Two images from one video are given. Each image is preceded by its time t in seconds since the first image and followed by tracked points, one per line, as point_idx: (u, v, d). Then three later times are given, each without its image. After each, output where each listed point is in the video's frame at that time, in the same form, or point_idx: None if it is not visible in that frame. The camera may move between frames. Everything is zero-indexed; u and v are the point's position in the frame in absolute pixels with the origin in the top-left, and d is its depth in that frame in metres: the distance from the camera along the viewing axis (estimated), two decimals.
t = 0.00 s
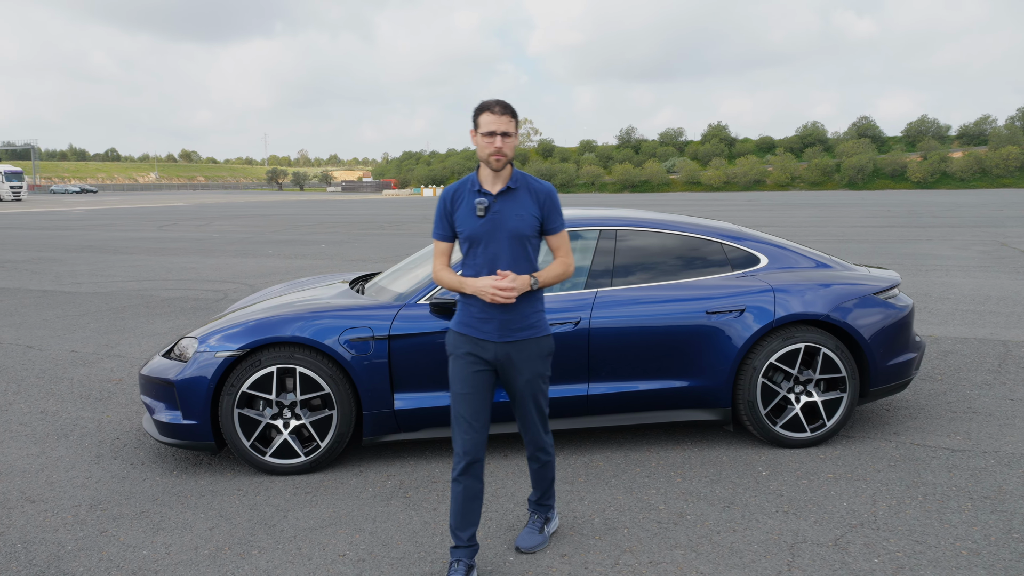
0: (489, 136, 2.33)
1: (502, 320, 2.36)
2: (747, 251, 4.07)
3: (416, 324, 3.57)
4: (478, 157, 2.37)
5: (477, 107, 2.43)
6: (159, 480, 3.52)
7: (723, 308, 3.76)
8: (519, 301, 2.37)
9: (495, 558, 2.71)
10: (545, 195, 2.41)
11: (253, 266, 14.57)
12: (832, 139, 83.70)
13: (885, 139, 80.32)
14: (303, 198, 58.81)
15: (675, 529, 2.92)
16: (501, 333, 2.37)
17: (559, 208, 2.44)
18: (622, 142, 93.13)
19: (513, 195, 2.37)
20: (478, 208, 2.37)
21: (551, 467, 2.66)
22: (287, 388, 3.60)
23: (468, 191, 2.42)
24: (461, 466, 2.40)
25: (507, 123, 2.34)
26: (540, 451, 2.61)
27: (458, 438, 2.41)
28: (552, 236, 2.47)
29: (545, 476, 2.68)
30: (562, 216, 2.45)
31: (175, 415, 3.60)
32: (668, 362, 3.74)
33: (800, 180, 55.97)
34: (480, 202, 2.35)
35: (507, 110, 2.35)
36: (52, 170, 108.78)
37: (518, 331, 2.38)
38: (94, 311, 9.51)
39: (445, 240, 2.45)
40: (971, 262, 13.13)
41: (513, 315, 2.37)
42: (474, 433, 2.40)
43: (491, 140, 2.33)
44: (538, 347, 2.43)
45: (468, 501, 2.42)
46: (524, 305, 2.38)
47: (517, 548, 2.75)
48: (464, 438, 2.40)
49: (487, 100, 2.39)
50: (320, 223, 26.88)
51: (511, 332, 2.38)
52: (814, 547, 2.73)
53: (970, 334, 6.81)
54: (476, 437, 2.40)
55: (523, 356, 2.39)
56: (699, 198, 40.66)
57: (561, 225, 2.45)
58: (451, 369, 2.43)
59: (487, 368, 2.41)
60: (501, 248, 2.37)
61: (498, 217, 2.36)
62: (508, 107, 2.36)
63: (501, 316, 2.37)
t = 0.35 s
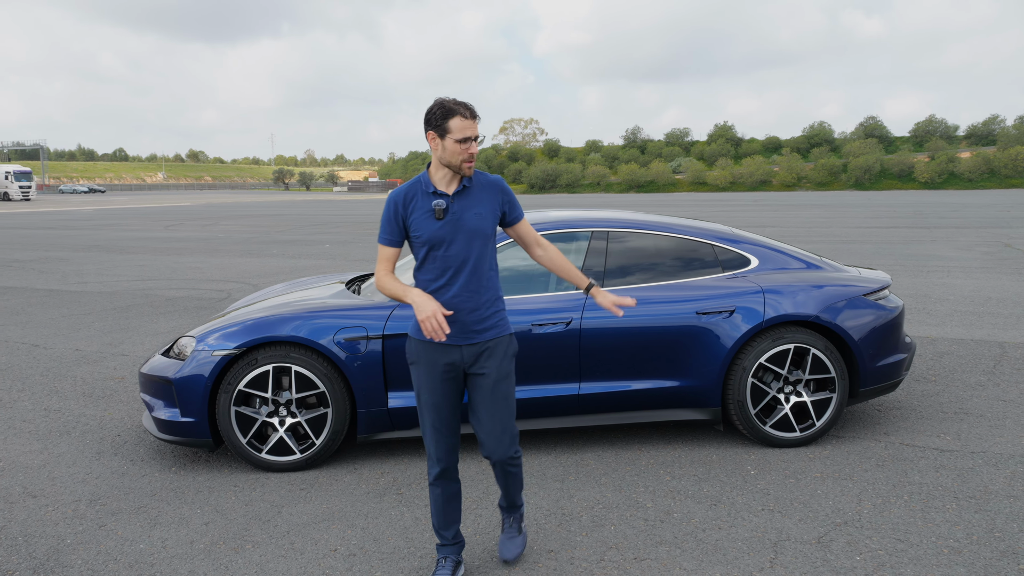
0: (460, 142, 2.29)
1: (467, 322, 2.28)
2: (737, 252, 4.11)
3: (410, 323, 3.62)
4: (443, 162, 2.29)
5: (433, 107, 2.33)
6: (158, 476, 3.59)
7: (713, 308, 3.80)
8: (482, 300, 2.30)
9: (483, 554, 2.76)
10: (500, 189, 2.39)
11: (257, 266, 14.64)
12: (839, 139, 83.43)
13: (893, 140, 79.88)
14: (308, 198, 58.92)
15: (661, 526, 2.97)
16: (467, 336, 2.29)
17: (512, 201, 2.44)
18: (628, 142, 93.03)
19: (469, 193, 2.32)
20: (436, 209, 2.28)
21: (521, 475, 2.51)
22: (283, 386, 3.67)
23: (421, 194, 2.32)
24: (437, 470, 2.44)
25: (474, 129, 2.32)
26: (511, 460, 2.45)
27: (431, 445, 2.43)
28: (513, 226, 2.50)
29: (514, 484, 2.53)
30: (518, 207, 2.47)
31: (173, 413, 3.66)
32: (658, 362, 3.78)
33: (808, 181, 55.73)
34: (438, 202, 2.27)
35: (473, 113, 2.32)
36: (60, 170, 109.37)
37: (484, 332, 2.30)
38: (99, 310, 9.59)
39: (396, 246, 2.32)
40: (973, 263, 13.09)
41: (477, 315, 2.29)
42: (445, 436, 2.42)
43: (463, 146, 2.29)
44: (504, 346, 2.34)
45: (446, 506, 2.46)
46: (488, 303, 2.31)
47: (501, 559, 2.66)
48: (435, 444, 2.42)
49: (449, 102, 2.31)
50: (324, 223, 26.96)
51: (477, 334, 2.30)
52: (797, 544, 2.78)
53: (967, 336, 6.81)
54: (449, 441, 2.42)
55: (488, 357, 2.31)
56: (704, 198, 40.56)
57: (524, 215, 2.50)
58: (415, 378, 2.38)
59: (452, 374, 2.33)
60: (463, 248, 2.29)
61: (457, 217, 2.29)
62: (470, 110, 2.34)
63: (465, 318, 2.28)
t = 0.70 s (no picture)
0: (434, 139, 2.30)
1: (457, 328, 2.31)
2: (736, 252, 4.13)
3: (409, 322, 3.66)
4: (419, 159, 2.33)
5: (419, 108, 2.40)
6: (162, 472, 3.65)
7: (711, 308, 3.83)
8: (473, 305, 2.35)
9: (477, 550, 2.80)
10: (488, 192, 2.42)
11: (268, 265, 14.75)
12: (853, 138, 82.80)
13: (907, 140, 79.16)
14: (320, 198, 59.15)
15: (656, 523, 3.00)
16: (458, 343, 2.31)
17: (499, 204, 2.49)
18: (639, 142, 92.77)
19: (459, 196, 2.35)
20: (427, 214, 2.30)
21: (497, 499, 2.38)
22: (285, 384, 3.72)
23: (410, 197, 2.32)
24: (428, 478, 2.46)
25: (453, 126, 2.33)
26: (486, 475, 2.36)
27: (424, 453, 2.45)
28: (503, 222, 2.57)
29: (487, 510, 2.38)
30: (506, 205, 2.53)
31: (177, 409, 3.72)
32: (656, 362, 3.80)
33: (822, 181, 55.32)
34: (430, 208, 2.29)
35: (453, 113, 2.33)
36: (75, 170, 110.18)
37: (474, 337, 2.34)
38: (110, 309, 9.70)
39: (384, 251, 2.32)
40: (984, 264, 12.99)
41: (469, 320, 2.33)
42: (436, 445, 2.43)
43: (437, 143, 2.30)
44: (494, 351, 2.38)
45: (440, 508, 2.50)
46: (478, 308, 2.36)
47: None
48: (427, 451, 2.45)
49: (431, 101, 2.37)
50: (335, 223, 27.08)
51: (468, 339, 2.33)
52: (790, 542, 2.80)
53: (974, 336, 6.77)
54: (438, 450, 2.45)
55: (477, 361, 2.34)
56: (716, 198, 40.38)
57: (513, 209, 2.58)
58: (405, 386, 2.41)
59: (440, 381, 2.35)
60: (454, 252, 2.32)
61: (448, 221, 2.31)
62: (453, 110, 2.35)
63: (456, 324, 2.31)
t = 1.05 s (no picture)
0: (436, 132, 2.29)
1: (451, 334, 2.31)
2: (732, 252, 4.16)
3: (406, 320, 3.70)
4: (422, 154, 2.32)
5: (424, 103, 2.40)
6: (164, 468, 3.72)
7: (706, 307, 3.86)
8: (469, 310, 2.33)
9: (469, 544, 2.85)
10: (492, 193, 2.38)
11: (275, 264, 14.84)
12: (864, 138, 82.27)
13: (919, 140, 78.54)
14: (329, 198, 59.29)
15: (648, 519, 3.03)
16: (451, 350, 2.32)
17: (504, 207, 2.44)
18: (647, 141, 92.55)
19: (460, 195, 2.31)
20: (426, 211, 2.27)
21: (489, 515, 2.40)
22: (285, 381, 3.77)
23: (412, 193, 2.31)
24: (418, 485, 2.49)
25: (455, 118, 2.31)
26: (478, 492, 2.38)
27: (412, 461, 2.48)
28: (509, 231, 2.53)
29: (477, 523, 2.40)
30: (512, 212, 2.49)
31: (179, 406, 3.79)
32: (651, 360, 3.83)
33: (834, 180, 54.94)
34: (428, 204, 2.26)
35: (455, 105, 2.32)
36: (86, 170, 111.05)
37: (469, 344, 2.33)
38: (118, 307, 9.79)
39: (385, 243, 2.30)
40: (992, 264, 12.93)
41: (464, 326, 2.32)
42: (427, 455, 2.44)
43: (438, 136, 2.29)
44: (489, 360, 2.38)
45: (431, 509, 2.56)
46: (474, 313, 2.34)
47: None
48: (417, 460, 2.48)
49: (434, 96, 2.37)
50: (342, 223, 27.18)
51: (461, 346, 2.32)
52: (779, 538, 2.83)
53: (976, 336, 6.76)
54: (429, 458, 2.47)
55: (473, 371, 2.35)
56: (725, 198, 40.20)
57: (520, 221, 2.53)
58: (398, 395, 2.41)
59: (433, 392, 2.35)
60: (453, 255, 2.29)
61: (447, 221, 2.28)
62: (456, 103, 2.34)
63: (450, 330, 2.31)
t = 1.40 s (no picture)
0: (447, 129, 2.23)
1: (456, 334, 2.21)
2: (726, 251, 4.19)
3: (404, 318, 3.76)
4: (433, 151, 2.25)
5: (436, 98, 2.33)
6: (165, 463, 3.78)
7: (700, 306, 3.89)
8: (474, 310, 2.24)
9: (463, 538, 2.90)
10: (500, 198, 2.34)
11: (279, 264, 14.91)
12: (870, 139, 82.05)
13: (925, 140, 78.26)
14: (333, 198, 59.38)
15: (639, 514, 3.08)
16: (455, 350, 2.22)
17: (509, 211, 2.40)
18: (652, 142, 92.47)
19: (471, 195, 2.25)
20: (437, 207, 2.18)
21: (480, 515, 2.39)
22: (284, 378, 3.83)
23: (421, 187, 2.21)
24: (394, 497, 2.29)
25: (467, 115, 2.24)
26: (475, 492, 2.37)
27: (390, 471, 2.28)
28: (506, 240, 2.49)
29: (470, 522, 2.38)
30: (515, 219, 2.45)
31: (180, 403, 3.84)
32: (646, 358, 3.87)
33: (839, 181, 54.78)
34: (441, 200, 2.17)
35: (468, 101, 2.24)
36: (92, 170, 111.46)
37: (472, 345, 2.24)
38: (122, 306, 9.86)
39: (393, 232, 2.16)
40: (994, 264, 12.91)
41: (470, 326, 2.23)
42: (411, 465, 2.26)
43: (450, 133, 2.22)
44: (491, 364, 2.30)
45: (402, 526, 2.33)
46: (478, 315, 2.25)
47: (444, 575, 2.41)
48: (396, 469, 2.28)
49: (447, 90, 2.29)
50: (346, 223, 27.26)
51: (464, 349, 2.23)
52: (769, 534, 2.88)
53: (974, 336, 6.77)
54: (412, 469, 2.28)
55: (475, 373, 2.26)
56: (729, 198, 40.12)
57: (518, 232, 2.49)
58: (388, 392, 2.25)
59: (431, 392, 2.23)
60: (461, 253, 2.20)
61: (458, 219, 2.20)
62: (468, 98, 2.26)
63: (455, 330, 2.21)
